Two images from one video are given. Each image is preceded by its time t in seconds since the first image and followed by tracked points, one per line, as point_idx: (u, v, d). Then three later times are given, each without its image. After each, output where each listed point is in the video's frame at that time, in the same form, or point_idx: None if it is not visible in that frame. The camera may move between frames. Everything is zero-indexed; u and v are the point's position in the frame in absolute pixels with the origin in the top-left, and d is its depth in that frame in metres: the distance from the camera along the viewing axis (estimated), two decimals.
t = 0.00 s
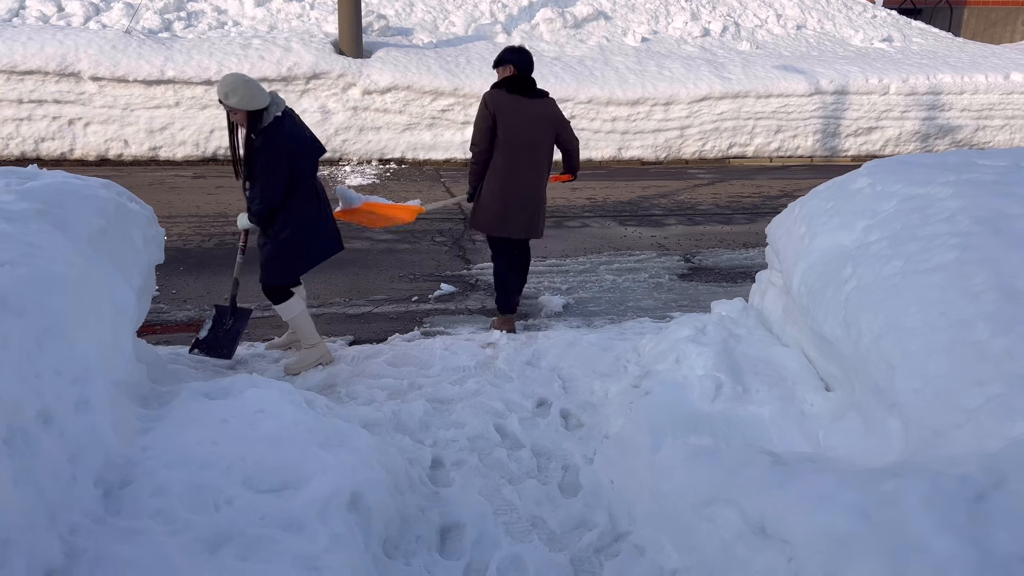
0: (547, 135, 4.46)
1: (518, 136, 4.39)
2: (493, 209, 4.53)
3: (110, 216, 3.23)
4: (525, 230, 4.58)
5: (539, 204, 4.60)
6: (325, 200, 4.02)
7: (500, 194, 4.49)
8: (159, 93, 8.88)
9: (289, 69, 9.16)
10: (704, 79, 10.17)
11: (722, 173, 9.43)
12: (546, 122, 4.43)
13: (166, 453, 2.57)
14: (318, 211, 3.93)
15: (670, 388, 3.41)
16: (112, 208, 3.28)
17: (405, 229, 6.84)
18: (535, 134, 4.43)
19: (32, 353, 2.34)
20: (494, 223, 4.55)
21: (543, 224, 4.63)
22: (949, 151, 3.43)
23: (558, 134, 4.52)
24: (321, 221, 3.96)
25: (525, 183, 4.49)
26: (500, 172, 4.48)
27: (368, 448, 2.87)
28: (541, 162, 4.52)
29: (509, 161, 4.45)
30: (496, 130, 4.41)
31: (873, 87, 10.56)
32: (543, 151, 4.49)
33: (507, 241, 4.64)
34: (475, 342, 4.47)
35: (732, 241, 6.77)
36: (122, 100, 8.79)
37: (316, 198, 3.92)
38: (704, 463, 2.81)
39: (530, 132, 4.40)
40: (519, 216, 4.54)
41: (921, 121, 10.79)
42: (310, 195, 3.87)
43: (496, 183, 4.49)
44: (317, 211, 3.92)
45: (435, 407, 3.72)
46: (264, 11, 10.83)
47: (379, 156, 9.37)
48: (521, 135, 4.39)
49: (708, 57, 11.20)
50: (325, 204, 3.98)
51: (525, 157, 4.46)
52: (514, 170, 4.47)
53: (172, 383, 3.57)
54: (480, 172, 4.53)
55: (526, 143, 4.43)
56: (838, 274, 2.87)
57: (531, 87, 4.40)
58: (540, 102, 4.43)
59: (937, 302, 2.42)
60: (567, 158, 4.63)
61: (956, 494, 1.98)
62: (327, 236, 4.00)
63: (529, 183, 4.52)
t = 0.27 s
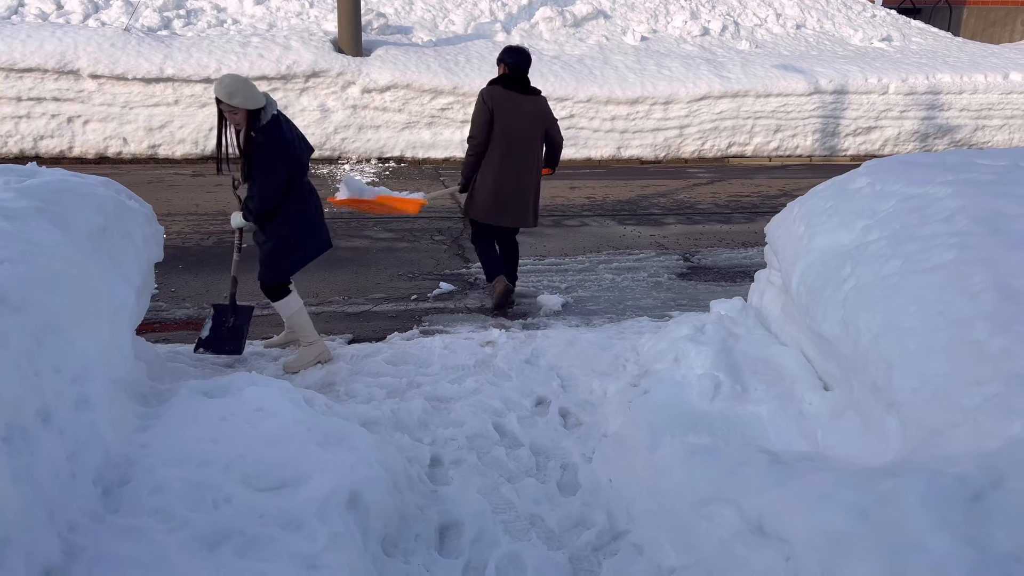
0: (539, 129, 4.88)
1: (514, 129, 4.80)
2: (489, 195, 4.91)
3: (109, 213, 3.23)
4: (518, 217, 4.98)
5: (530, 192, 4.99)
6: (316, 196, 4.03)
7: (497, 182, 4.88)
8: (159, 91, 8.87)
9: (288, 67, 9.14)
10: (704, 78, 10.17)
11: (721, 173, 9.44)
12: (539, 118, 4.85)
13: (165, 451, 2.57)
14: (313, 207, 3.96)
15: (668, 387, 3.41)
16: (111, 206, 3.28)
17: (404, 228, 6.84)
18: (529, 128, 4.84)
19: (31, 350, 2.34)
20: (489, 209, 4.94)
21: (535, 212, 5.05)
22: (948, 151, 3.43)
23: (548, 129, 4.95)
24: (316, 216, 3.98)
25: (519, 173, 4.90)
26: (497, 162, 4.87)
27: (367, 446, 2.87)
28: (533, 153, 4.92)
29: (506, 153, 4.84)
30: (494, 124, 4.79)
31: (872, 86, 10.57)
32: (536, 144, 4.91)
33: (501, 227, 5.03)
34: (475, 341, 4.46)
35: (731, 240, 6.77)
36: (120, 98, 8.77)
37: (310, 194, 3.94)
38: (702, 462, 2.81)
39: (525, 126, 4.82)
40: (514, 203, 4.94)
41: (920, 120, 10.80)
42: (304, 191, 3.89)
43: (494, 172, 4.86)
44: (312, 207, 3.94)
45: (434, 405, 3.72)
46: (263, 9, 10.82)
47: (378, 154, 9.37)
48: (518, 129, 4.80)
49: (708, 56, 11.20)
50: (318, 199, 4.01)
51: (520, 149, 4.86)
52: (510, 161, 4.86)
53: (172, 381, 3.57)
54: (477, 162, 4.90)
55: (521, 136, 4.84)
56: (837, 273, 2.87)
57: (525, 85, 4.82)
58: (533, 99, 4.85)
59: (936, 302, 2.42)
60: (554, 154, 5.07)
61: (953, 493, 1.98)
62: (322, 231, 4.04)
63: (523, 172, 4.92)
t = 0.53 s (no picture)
0: (525, 118, 5.09)
1: (503, 118, 5.01)
2: (479, 181, 5.13)
3: (108, 211, 3.22)
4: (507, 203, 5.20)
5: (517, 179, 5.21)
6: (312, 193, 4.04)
7: (486, 168, 5.08)
8: (158, 90, 8.86)
9: (288, 66, 9.13)
10: (704, 78, 10.17)
11: (721, 172, 9.43)
12: (526, 107, 5.07)
13: (163, 450, 2.57)
14: (310, 203, 3.96)
15: (667, 386, 3.41)
16: (110, 204, 3.27)
17: (403, 227, 6.84)
18: (517, 116, 5.05)
19: (30, 349, 2.34)
20: (479, 194, 5.14)
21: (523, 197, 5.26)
22: (948, 151, 3.43)
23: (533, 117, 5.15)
24: (313, 213, 3.99)
25: (508, 160, 5.11)
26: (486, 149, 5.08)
27: (367, 444, 2.87)
28: (519, 141, 5.13)
29: (495, 141, 5.06)
30: (483, 113, 5.00)
31: (872, 86, 10.57)
32: (522, 132, 5.12)
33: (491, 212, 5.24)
34: (474, 340, 4.46)
35: (731, 240, 6.77)
36: (120, 96, 8.77)
37: (308, 190, 3.95)
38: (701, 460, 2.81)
39: (513, 115, 5.03)
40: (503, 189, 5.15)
41: (920, 120, 10.80)
42: (301, 187, 3.89)
43: (483, 159, 5.07)
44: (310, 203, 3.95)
45: (433, 404, 3.72)
46: (263, 8, 10.81)
47: (378, 153, 9.37)
48: (506, 118, 5.01)
49: (708, 56, 11.20)
50: (315, 195, 4.01)
51: (507, 137, 5.08)
52: (498, 148, 5.07)
53: (171, 379, 3.57)
54: (466, 149, 5.10)
55: (509, 124, 5.06)
56: (836, 273, 2.87)
57: (512, 75, 5.01)
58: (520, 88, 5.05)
59: (935, 301, 2.42)
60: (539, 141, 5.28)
61: (952, 493, 1.98)
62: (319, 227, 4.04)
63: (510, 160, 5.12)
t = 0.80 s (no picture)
0: (504, 116, 5.27)
1: (481, 115, 5.20)
2: (460, 176, 5.30)
3: (108, 211, 3.22)
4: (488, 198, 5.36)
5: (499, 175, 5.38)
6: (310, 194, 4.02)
7: (466, 163, 5.27)
8: (159, 90, 8.86)
9: (288, 66, 9.12)
10: (704, 78, 10.17)
11: (721, 173, 9.44)
12: (505, 105, 5.25)
13: (164, 449, 2.57)
14: (309, 205, 3.95)
15: (667, 386, 3.41)
16: (111, 204, 3.28)
17: (404, 227, 6.84)
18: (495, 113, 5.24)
19: (30, 349, 2.34)
20: (460, 189, 5.32)
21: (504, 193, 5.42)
22: (949, 151, 3.43)
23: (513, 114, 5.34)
24: (313, 213, 3.99)
25: (487, 156, 5.28)
26: (466, 145, 5.27)
27: (367, 444, 2.87)
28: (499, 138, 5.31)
29: (474, 137, 5.24)
30: (463, 110, 5.20)
31: (872, 87, 10.57)
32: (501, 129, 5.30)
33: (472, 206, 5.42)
34: (474, 340, 4.45)
35: (732, 240, 6.77)
36: (120, 96, 8.77)
37: (306, 193, 3.93)
38: (701, 460, 2.81)
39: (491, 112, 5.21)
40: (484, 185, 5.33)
41: (920, 121, 10.80)
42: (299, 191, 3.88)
43: (463, 154, 5.26)
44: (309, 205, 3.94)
45: (433, 404, 3.72)
46: (263, 8, 10.81)
47: (378, 154, 9.39)
48: (485, 115, 5.19)
49: (708, 56, 11.19)
50: (314, 195, 3.99)
51: (486, 134, 5.26)
52: (477, 144, 5.25)
53: (171, 379, 3.57)
54: (447, 145, 5.30)
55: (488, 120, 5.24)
56: (836, 273, 2.88)
57: (492, 74, 5.19)
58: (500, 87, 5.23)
59: (936, 301, 2.42)
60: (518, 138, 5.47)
61: (951, 493, 1.99)
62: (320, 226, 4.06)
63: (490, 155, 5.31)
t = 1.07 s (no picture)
0: (487, 114, 5.48)
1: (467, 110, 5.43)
2: (443, 167, 5.55)
3: (110, 211, 3.23)
4: (468, 189, 5.60)
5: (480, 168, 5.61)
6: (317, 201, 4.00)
7: (450, 155, 5.50)
8: (161, 91, 8.88)
9: (290, 67, 9.12)
10: (706, 80, 10.16)
11: (722, 174, 9.44)
12: (489, 103, 5.45)
13: (165, 450, 2.57)
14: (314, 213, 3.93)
15: (668, 388, 3.41)
16: (113, 205, 3.28)
17: (405, 228, 6.85)
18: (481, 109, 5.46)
19: (32, 349, 2.35)
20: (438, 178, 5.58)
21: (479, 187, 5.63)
22: (950, 153, 3.43)
23: (499, 113, 5.54)
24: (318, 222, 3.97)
25: (470, 150, 5.52)
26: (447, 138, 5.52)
27: (368, 445, 2.87)
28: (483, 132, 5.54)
29: (459, 130, 5.48)
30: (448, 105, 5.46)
31: (874, 88, 10.56)
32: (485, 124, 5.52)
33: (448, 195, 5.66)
34: (476, 341, 4.45)
35: (733, 241, 6.77)
36: (122, 97, 8.78)
37: (310, 203, 3.91)
38: (702, 461, 2.81)
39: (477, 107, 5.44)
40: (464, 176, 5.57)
41: (922, 122, 10.78)
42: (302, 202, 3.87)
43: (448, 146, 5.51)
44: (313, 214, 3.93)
45: (434, 405, 3.72)
46: (265, 9, 10.83)
47: (380, 154, 9.41)
48: (467, 111, 5.43)
49: (710, 58, 11.19)
50: (318, 203, 3.97)
51: (471, 128, 5.50)
52: (461, 137, 5.50)
53: (172, 379, 3.57)
54: (434, 138, 5.54)
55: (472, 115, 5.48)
56: (838, 275, 2.88)
57: (481, 73, 5.42)
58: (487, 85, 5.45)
59: (937, 302, 2.42)
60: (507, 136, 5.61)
61: (953, 494, 1.99)
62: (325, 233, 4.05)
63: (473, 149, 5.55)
